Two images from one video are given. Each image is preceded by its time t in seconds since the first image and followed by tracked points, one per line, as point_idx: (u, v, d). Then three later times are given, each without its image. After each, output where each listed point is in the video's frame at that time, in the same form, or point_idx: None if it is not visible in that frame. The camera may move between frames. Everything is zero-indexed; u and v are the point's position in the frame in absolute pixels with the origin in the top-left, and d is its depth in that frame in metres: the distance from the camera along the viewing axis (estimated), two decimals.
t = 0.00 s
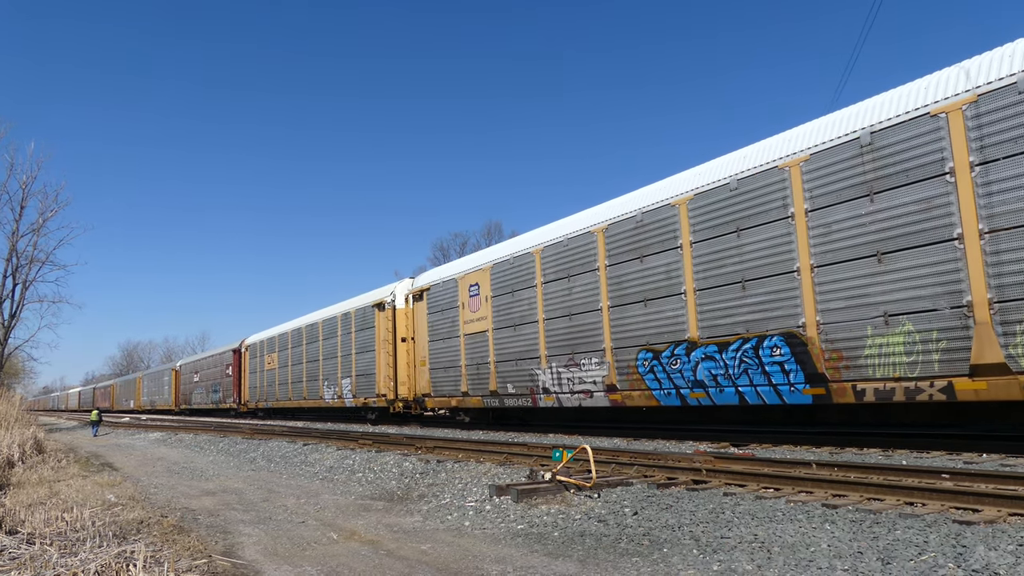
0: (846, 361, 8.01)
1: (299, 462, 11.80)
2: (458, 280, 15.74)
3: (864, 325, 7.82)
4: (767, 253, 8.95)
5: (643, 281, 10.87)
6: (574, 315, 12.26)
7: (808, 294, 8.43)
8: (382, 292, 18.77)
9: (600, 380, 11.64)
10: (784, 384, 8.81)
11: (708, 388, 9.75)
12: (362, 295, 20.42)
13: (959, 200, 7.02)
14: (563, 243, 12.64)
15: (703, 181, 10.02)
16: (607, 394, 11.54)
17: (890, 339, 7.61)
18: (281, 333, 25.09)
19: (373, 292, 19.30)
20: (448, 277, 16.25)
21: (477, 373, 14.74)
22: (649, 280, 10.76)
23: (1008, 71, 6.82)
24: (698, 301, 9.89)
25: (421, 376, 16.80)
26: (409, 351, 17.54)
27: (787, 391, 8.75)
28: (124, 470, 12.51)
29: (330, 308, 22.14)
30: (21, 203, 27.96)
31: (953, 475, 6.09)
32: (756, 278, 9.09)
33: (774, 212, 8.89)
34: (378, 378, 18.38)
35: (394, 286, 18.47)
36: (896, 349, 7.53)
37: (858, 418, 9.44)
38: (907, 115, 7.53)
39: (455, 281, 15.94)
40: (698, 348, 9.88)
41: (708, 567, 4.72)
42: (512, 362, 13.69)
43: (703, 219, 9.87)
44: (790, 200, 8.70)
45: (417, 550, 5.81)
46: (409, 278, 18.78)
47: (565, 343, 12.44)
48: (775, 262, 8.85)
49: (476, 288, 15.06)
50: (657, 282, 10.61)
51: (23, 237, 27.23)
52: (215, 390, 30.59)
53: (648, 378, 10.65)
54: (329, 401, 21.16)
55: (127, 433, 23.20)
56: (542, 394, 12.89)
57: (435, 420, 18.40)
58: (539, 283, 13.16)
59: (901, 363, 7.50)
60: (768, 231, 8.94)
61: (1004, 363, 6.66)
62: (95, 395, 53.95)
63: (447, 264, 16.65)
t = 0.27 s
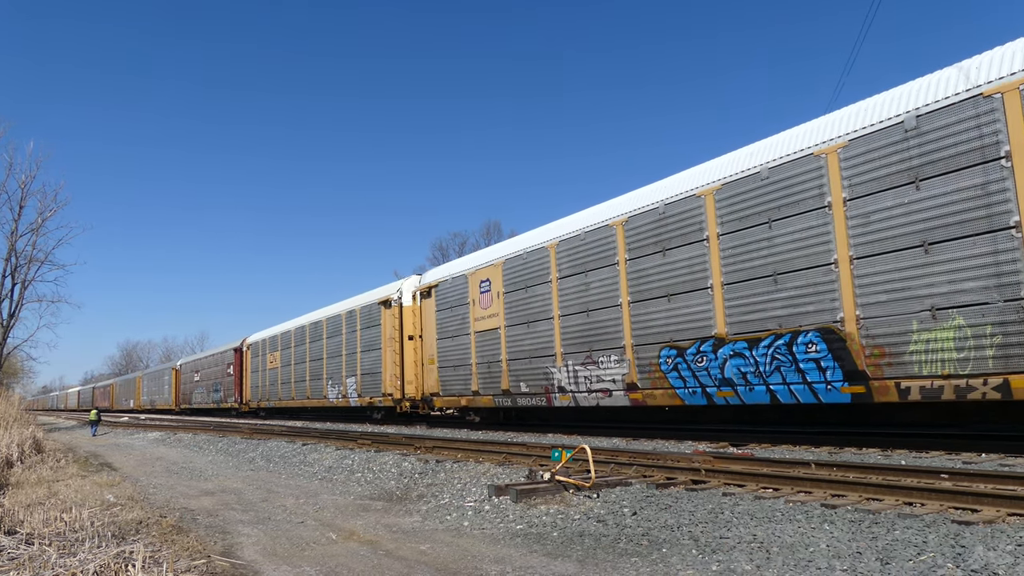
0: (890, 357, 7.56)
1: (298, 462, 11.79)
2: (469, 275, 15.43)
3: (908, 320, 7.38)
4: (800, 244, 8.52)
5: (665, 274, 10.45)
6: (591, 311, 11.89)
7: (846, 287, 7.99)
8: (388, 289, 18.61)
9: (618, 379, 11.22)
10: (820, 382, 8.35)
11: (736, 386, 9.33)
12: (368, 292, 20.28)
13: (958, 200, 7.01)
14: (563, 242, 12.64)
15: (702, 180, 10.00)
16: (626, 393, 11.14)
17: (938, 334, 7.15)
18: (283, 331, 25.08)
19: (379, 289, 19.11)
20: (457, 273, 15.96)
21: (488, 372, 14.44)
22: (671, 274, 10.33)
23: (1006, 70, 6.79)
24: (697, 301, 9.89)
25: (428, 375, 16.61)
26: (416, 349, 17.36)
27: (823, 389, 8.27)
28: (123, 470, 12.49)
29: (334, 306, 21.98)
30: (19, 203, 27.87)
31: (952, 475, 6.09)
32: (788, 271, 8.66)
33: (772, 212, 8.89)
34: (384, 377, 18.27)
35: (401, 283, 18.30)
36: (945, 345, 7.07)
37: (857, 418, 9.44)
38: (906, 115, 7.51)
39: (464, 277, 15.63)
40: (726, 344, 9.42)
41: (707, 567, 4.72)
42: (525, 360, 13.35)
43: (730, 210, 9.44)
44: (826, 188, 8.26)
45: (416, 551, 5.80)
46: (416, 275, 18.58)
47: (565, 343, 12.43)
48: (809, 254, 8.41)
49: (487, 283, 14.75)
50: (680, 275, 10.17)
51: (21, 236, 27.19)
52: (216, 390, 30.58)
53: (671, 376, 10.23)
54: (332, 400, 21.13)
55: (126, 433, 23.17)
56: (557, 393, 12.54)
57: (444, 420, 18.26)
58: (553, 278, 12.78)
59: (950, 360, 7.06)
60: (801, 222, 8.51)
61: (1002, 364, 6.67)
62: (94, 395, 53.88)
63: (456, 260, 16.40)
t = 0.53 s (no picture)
0: (940, 354, 7.15)
1: (298, 462, 11.79)
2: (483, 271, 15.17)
3: (961, 313, 6.97)
4: (841, 235, 8.10)
5: (692, 268, 10.06)
6: (611, 307, 11.55)
7: (892, 279, 7.57)
8: (397, 287, 18.45)
9: (640, 377, 10.91)
10: (860, 381, 7.94)
11: (769, 385, 8.93)
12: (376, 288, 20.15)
13: (958, 200, 7.04)
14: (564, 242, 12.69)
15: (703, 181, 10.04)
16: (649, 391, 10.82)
17: (992, 329, 6.75)
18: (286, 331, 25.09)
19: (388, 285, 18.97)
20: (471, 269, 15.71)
21: (502, 372, 14.22)
22: (699, 268, 9.93)
23: (1006, 70, 6.83)
24: (697, 301, 9.92)
25: (439, 375, 16.46)
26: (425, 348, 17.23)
27: (865, 388, 7.86)
28: (123, 470, 12.50)
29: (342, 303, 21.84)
30: (20, 203, 27.86)
31: (952, 475, 6.09)
32: (827, 263, 8.24)
33: (773, 212, 8.93)
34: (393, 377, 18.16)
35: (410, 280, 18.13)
36: (1000, 340, 6.67)
37: (857, 418, 9.45)
38: (906, 115, 7.54)
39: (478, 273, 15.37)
40: (758, 341, 9.03)
41: (708, 567, 4.72)
42: (542, 358, 13.11)
43: (763, 200, 9.05)
44: (869, 175, 7.85)
45: (416, 550, 5.81)
46: (425, 272, 18.41)
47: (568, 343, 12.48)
48: (851, 244, 7.99)
49: (502, 279, 14.48)
50: (709, 269, 9.76)
51: (22, 236, 27.21)
52: (218, 390, 30.60)
53: (699, 374, 9.86)
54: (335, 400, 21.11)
55: (126, 433, 23.15)
56: (576, 392, 12.27)
57: (454, 419, 18.15)
58: (571, 273, 12.52)
59: (1006, 356, 6.64)
60: (842, 211, 8.10)
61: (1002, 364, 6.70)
62: (94, 395, 53.88)
63: (468, 256, 16.18)
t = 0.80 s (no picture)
0: (997, 351, 6.74)
1: (299, 462, 11.79)
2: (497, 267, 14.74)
3: (1020, 307, 6.56)
4: (887, 224, 7.66)
5: (720, 262, 9.62)
6: (634, 304, 11.11)
7: (942, 271, 7.15)
8: (405, 284, 18.13)
9: (664, 377, 10.47)
10: (907, 379, 7.51)
11: (805, 384, 8.49)
12: (384, 286, 19.95)
13: (960, 201, 7.04)
14: (564, 241, 12.75)
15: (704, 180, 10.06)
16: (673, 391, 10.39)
17: None
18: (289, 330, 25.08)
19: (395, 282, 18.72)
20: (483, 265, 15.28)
21: (516, 371, 13.83)
22: (728, 262, 9.51)
23: (1008, 71, 6.83)
24: (699, 301, 9.94)
25: (450, 374, 16.14)
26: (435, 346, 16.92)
27: (912, 387, 7.43)
28: (124, 470, 12.50)
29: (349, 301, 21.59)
30: (21, 203, 27.86)
31: (953, 475, 6.09)
32: (871, 255, 7.83)
33: (809, 202, 8.51)
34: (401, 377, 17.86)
35: (418, 278, 17.80)
36: None
37: (857, 418, 9.46)
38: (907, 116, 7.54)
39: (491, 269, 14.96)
40: (793, 338, 8.61)
41: (708, 567, 4.72)
42: (559, 357, 12.70)
43: (798, 190, 8.63)
44: (916, 162, 7.42)
45: (416, 551, 5.81)
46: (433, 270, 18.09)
47: (569, 343, 12.50)
48: (898, 234, 7.56)
49: (516, 275, 14.08)
50: (739, 263, 9.33)
51: (23, 237, 27.24)
52: (220, 390, 30.60)
53: (727, 373, 9.42)
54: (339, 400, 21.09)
55: (127, 433, 23.14)
56: (594, 392, 11.83)
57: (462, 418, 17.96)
58: (590, 267, 12.08)
59: None
60: (887, 199, 7.67)
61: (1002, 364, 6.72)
62: (95, 395, 53.89)
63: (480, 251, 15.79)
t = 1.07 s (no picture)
0: None
1: (299, 462, 11.80)
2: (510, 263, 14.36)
3: None
4: (934, 213, 7.27)
5: (752, 255, 9.24)
6: (657, 300, 10.72)
7: (998, 261, 6.73)
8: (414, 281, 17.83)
9: (689, 376, 10.09)
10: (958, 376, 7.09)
11: (846, 382, 8.10)
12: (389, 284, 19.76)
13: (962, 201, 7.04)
14: (565, 241, 12.80)
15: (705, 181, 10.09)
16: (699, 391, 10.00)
17: None
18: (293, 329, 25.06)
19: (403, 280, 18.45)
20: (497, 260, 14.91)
21: (530, 370, 13.52)
22: (761, 256, 9.12)
23: (1010, 70, 6.82)
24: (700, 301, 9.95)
25: (461, 373, 15.87)
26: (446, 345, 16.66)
27: (964, 385, 7.01)
28: (124, 470, 12.50)
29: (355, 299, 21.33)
30: (22, 204, 27.87)
31: (953, 475, 6.09)
32: (895, 251, 7.62)
33: (850, 191, 8.10)
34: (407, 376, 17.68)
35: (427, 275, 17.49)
36: None
37: (857, 418, 9.46)
38: (909, 115, 7.54)
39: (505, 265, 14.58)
40: (831, 334, 8.22)
41: (708, 567, 4.72)
42: (576, 356, 12.35)
43: (836, 178, 8.24)
44: (969, 147, 7.01)
45: (417, 551, 5.81)
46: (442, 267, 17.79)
47: (570, 343, 12.51)
48: (941, 225, 7.21)
49: (531, 271, 13.70)
50: (773, 256, 8.94)
51: (23, 237, 27.24)
52: (222, 389, 30.58)
53: (760, 371, 9.05)
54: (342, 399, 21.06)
55: (127, 433, 23.12)
56: (614, 392, 11.46)
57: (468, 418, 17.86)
58: (610, 263, 11.70)
59: None
60: (924, 189, 7.36)
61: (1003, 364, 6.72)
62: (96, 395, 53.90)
63: (492, 247, 15.42)
